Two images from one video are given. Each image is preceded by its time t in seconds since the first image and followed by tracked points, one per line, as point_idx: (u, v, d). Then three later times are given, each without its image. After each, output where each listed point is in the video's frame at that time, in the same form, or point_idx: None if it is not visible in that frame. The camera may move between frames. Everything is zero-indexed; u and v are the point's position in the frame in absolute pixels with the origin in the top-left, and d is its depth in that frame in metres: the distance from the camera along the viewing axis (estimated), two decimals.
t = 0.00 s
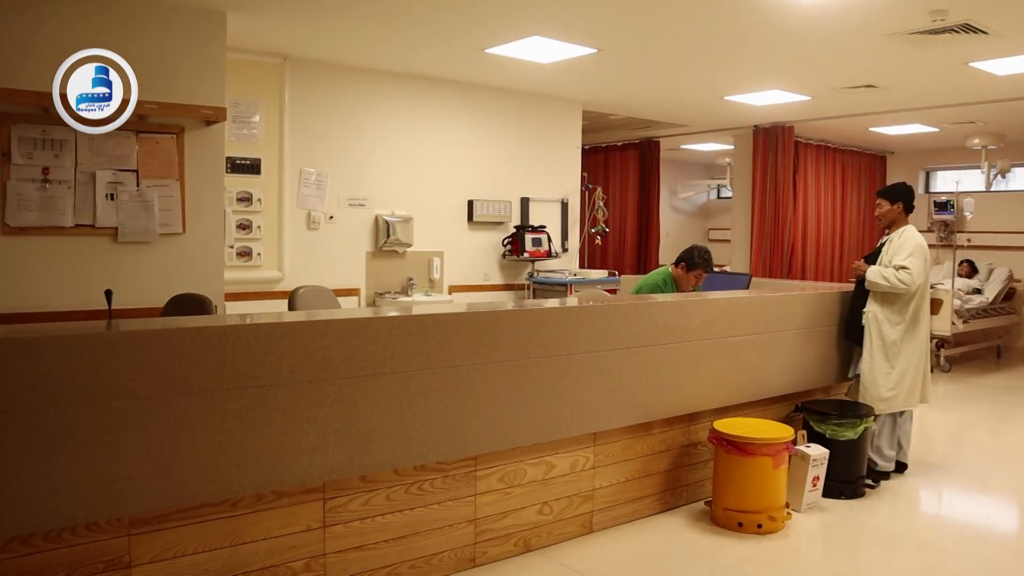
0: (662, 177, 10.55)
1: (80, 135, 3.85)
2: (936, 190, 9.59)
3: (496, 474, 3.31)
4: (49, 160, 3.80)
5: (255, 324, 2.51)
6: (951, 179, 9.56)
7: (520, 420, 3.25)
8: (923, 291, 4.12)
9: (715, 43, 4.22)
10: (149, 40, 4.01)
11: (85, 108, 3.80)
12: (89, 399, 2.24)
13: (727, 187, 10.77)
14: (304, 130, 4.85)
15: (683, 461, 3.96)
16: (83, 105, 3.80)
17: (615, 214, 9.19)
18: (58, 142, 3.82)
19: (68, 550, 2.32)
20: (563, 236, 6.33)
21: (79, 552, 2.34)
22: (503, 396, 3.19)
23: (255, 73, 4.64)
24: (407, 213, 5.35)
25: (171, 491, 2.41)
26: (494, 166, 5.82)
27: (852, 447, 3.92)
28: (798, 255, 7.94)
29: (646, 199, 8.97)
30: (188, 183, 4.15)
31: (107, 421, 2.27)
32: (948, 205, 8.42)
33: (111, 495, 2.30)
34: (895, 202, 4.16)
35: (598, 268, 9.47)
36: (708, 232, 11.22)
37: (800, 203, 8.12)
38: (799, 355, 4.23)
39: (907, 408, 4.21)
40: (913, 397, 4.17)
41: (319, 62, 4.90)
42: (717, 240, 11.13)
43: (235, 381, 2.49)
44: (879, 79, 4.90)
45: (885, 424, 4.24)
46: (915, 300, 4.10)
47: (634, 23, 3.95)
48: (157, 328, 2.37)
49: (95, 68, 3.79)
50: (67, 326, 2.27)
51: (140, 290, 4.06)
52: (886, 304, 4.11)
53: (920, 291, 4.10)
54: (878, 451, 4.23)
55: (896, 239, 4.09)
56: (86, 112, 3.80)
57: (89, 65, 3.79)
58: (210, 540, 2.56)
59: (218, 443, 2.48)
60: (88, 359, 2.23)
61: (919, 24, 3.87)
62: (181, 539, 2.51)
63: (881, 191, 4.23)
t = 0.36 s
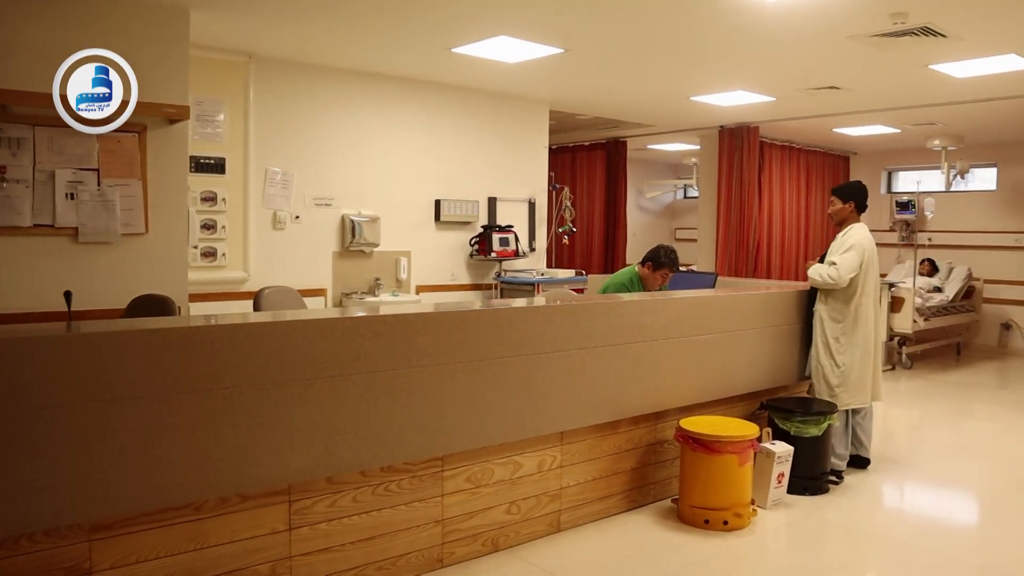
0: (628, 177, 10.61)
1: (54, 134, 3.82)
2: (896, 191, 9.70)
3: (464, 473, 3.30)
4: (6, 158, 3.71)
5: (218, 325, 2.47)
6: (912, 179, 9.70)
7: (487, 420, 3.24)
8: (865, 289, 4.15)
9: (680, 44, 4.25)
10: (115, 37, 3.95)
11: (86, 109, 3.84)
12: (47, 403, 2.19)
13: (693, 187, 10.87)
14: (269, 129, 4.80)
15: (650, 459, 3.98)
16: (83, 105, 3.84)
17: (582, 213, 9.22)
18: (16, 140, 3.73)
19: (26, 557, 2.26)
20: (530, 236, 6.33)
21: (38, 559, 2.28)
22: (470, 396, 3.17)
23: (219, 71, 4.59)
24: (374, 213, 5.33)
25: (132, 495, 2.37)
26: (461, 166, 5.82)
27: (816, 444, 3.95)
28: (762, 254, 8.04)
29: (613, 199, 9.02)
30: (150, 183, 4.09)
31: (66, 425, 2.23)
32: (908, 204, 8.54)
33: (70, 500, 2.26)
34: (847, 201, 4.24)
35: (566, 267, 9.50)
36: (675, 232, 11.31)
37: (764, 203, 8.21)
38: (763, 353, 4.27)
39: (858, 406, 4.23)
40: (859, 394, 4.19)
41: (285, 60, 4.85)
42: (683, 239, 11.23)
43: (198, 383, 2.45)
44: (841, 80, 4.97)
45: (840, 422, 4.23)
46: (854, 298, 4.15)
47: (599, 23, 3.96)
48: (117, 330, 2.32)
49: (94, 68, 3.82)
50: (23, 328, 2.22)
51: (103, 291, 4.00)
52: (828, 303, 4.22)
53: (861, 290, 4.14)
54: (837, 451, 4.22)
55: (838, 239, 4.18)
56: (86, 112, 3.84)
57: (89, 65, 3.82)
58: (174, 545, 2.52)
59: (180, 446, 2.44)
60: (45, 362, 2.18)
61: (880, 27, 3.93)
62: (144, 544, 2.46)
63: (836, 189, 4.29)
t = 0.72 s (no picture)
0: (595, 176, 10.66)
1: (10, 131, 3.74)
2: (859, 191, 9.87)
3: (430, 474, 3.28)
4: None
5: (177, 326, 2.43)
6: (874, 180, 9.85)
7: (452, 420, 3.22)
8: (809, 288, 4.15)
9: (644, 44, 4.27)
10: (79, 34, 3.88)
11: (86, 108, 3.87)
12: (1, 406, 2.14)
13: (659, 187, 10.95)
14: (233, 128, 4.75)
15: (616, 458, 3.99)
16: (83, 105, 3.86)
17: (548, 213, 9.25)
18: None
19: None
20: (497, 236, 6.33)
21: None
22: (435, 397, 3.16)
23: (181, 68, 4.54)
24: (340, 212, 5.29)
25: (91, 500, 2.32)
26: (427, 165, 5.80)
27: (779, 441, 3.99)
28: (727, 253, 8.12)
29: (579, 198, 9.05)
30: (109, 181, 4.02)
31: (21, 428, 2.18)
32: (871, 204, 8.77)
33: (26, 505, 2.21)
34: (796, 201, 4.28)
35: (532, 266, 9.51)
36: (641, 231, 11.40)
37: (729, 202, 8.29)
38: (727, 352, 4.30)
39: (809, 407, 4.19)
40: (806, 393, 4.17)
41: (249, 58, 4.81)
42: (649, 239, 11.31)
43: (158, 385, 2.41)
44: (802, 82, 5.03)
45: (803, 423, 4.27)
46: (797, 297, 4.17)
47: (563, 23, 3.97)
48: (75, 331, 2.28)
49: (94, 68, 3.85)
50: None
51: (63, 292, 3.92)
52: (780, 304, 4.28)
53: (805, 288, 4.15)
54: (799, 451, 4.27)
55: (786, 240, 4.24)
56: (86, 112, 3.87)
57: (89, 65, 3.85)
58: (134, 549, 2.48)
59: (140, 449, 2.39)
60: None
61: (843, 30, 3.97)
62: (103, 549, 2.42)
63: (785, 189, 4.34)
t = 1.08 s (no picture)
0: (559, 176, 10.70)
1: None
2: (820, 191, 10.01)
3: (392, 474, 3.26)
4: None
5: (136, 327, 2.39)
6: (834, 181, 10.00)
7: (415, 419, 3.20)
8: (758, 288, 4.18)
9: (607, 44, 4.29)
10: (42, 30, 3.81)
11: (86, 108, 3.94)
12: None
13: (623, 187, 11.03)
14: (194, 127, 4.69)
15: (579, 457, 3.99)
16: (82, 105, 3.93)
17: (512, 213, 9.26)
18: None
19: None
20: (461, 236, 6.32)
21: None
22: (397, 397, 3.13)
23: (140, 65, 4.47)
24: (302, 212, 5.25)
25: (45, 504, 2.27)
26: (391, 165, 5.78)
27: (741, 438, 4.02)
28: (690, 253, 8.18)
29: (544, 198, 9.07)
30: (66, 180, 3.94)
31: None
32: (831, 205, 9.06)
33: None
34: (746, 202, 4.32)
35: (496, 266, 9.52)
36: (605, 231, 11.46)
37: (692, 202, 8.36)
38: (690, 351, 4.33)
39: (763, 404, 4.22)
40: (758, 391, 4.20)
41: (209, 55, 4.76)
42: (614, 239, 11.38)
43: (117, 385, 2.37)
44: (762, 83, 5.09)
45: (765, 421, 4.33)
46: (746, 297, 4.20)
47: (525, 22, 3.97)
48: (31, 332, 2.23)
49: (95, 69, 3.93)
50: None
51: (18, 293, 3.82)
52: (732, 304, 4.32)
53: (754, 288, 4.18)
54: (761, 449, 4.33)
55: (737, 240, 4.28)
56: (86, 112, 3.95)
57: (89, 65, 3.92)
58: (90, 554, 2.43)
59: (96, 453, 2.35)
60: None
61: (804, 32, 4.02)
62: (58, 554, 2.37)
63: (735, 191, 4.39)
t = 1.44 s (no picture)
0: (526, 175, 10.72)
1: None
2: (785, 190, 10.14)
3: (357, 475, 3.24)
4: None
5: (96, 329, 2.35)
6: (798, 180, 10.13)
7: (380, 420, 3.19)
8: (713, 287, 4.22)
9: (572, 44, 4.30)
10: None
11: (85, 109, 3.59)
12: None
13: (589, 186, 11.08)
14: (157, 125, 4.64)
15: (545, 456, 4.00)
16: (82, 106, 3.59)
17: (479, 213, 9.27)
18: None
19: None
20: (428, 236, 6.31)
21: None
22: (362, 397, 3.11)
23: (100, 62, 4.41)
24: (267, 212, 5.21)
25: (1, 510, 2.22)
26: (357, 165, 5.76)
27: (705, 436, 4.05)
28: (657, 252, 8.24)
29: (511, 198, 9.09)
30: (23, 180, 3.84)
31: None
32: (796, 206, 9.56)
33: None
34: (700, 204, 4.36)
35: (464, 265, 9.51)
36: (572, 231, 11.51)
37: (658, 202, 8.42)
38: (655, 349, 4.36)
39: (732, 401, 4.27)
40: (723, 390, 4.24)
41: (171, 53, 4.70)
42: (580, 238, 11.44)
43: (77, 389, 2.33)
44: (725, 84, 5.13)
45: (730, 417, 4.37)
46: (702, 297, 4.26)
47: (488, 21, 3.97)
48: None
49: (94, 68, 3.54)
50: None
51: None
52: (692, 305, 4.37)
53: (709, 288, 4.23)
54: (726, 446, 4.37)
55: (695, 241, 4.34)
56: (86, 112, 3.59)
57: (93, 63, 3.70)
58: (49, 560, 2.39)
59: (55, 457, 2.31)
60: None
61: (767, 32, 4.05)
62: (16, 561, 2.33)
63: (688, 194, 4.41)
